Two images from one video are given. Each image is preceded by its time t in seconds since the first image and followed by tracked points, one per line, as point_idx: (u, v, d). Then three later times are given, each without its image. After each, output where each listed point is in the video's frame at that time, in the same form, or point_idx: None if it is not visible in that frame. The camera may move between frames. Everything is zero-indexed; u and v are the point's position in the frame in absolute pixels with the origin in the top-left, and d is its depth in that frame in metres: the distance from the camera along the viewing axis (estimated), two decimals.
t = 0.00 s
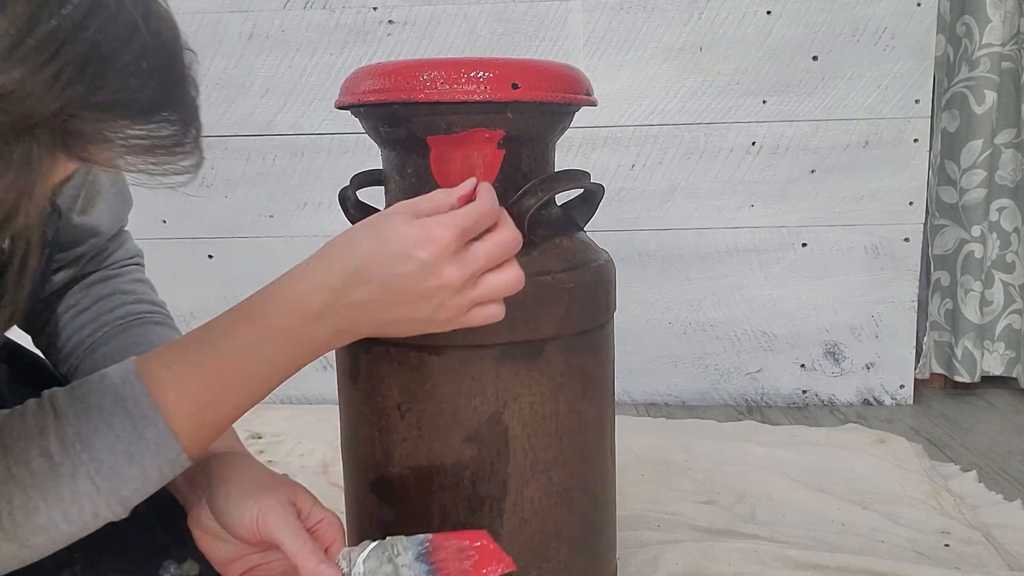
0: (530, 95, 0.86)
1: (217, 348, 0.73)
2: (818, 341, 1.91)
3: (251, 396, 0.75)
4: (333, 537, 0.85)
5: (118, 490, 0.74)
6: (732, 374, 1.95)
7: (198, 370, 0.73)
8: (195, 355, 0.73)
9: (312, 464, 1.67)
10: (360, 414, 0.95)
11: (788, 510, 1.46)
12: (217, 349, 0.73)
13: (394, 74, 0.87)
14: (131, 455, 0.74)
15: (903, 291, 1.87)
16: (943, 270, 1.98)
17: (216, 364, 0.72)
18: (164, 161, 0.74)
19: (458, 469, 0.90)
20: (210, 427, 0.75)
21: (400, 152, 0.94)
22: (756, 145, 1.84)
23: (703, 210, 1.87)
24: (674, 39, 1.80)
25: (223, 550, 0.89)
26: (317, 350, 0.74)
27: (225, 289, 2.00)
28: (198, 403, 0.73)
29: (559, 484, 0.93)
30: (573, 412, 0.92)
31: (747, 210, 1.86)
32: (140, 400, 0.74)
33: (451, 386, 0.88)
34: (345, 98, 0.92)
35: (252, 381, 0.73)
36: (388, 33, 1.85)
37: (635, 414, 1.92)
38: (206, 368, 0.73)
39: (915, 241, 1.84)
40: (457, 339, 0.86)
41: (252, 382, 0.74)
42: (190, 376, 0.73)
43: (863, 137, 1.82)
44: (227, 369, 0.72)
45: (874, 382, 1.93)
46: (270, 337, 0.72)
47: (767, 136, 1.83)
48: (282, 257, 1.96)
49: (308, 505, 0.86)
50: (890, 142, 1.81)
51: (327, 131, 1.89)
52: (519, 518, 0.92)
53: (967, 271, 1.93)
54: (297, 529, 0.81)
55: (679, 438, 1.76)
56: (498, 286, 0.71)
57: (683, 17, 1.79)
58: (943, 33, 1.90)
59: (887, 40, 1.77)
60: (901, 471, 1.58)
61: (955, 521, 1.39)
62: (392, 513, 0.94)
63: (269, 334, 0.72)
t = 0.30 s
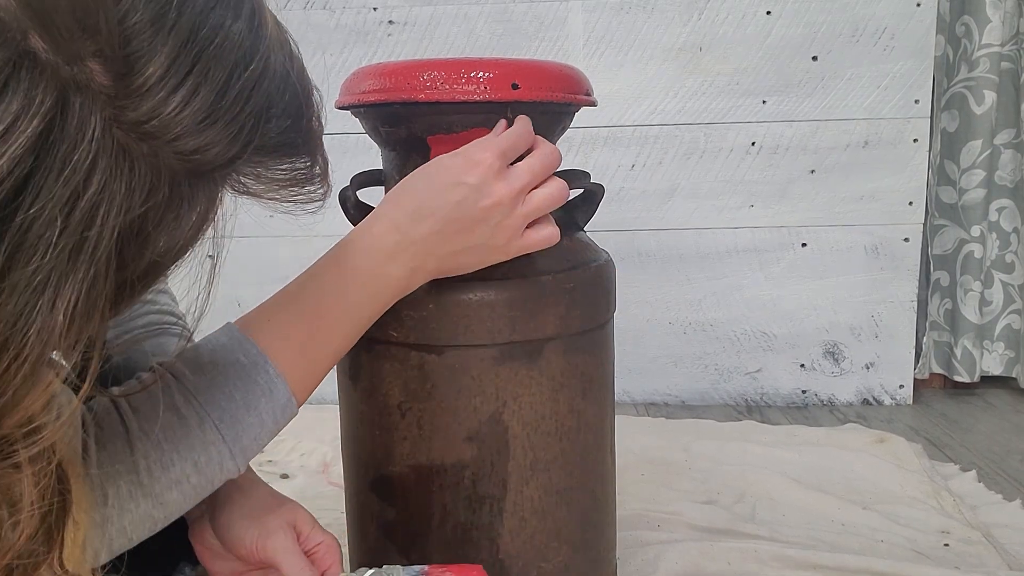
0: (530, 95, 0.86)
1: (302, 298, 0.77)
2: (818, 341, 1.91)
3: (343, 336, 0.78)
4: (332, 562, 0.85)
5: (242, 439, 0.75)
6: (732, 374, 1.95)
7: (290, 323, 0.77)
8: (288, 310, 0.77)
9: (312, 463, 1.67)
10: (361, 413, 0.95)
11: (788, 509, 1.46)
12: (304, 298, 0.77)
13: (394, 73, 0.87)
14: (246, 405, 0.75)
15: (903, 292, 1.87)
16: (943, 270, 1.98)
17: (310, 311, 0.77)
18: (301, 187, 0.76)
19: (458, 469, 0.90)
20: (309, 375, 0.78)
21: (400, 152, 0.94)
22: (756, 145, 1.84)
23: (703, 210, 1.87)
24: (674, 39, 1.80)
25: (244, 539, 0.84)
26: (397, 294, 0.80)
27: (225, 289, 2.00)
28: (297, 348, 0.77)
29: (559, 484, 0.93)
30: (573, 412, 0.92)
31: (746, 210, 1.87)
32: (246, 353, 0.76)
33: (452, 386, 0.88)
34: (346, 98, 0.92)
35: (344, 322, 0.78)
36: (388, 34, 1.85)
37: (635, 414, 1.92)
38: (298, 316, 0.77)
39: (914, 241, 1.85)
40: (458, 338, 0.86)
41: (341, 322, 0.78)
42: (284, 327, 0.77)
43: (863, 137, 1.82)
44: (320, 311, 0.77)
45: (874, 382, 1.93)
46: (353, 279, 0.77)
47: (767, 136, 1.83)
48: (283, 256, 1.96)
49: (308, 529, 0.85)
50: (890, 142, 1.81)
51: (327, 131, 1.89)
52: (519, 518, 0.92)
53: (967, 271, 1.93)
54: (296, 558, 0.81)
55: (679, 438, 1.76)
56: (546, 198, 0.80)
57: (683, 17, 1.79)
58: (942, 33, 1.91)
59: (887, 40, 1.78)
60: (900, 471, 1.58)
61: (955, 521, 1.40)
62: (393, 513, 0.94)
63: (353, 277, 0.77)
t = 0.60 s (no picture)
0: (529, 96, 0.87)
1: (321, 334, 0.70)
2: (817, 341, 1.92)
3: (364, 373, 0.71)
4: (337, 556, 0.87)
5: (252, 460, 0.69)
6: (731, 374, 1.96)
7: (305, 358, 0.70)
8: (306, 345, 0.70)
9: (313, 463, 1.68)
10: (361, 413, 0.96)
11: (787, 509, 1.47)
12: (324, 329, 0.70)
13: (395, 75, 0.88)
14: (262, 423, 0.69)
15: (901, 292, 1.88)
16: (941, 270, 1.99)
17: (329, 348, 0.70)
18: (301, 201, 0.75)
19: (458, 468, 0.91)
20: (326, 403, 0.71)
21: (400, 153, 0.95)
22: (755, 145, 1.85)
23: (702, 211, 1.88)
24: (673, 40, 1.81)
25: (256, 529, 0.85)
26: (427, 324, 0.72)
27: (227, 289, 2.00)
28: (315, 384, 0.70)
29: (559, 483, 0.94)
30: (573, 411, 0.93)
31: (746, 210, 1.87)
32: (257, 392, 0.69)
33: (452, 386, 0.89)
34: (347, 99, 0.93)
35: (362, 354, 0.70)
36: (389, 35, 1.86)
37: (635, 413, 1.93)
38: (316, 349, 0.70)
39: (913, 242, 1.85)
40: (458, 339, 0.87)
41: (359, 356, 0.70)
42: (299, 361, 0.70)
43: (861, 137, 1.83)
44: (339, 345, 0.70)
45: (873, 382, 1.94)
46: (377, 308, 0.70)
47: (766, 136, 1.84)
48: (283, 256, 1.97)
49: (315, 524, 0.88)
50: (888, 143, 1.82)
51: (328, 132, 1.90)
52: (519, 517, 0.93)
53: (965, 272, 1.94)
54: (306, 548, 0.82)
55: (678, 437, 1.77)
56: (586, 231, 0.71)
57: (682, 18, 1.80)
58: (940, 35, 1.91)
59: (885, 41, 1.78)
60: (899, 470, 1.59)
61: (953, 520, 1.40)
62: (393, 513, 0.95)
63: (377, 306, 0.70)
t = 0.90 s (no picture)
0: (530, 96, 0.87)
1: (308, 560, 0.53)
2: (816, 341, 1.93)
3: None
4: (323, 524, 0.86)
5: None
6: (731, 374, 1.96)
7: None
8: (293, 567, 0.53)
9: (313, 462, 1.68)
10: (361, 413, 0.96)
11: (786, 508, 1.47)
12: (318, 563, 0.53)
13: (395, 75, 0.88)
14: None
15: (901, 292, 1.89)
16: (940, 270, 1.99)
17: None
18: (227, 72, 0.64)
19: (458, 468, 0.91)
20: None
21: (400, 153, 0.95)
22: (754, 146, 1.85)
23: (702, 211, 1.88)
24: (673, 40, 1.81)
25: (240, 502, 0.85)
26: None
27: (227, 289, 2.01)
28: None
29: (559, 482, 0.94)
30: (573, 411, 0.94)
31: (746, 210, 1.88)
32: None
33: (452, 386, 0.89)
34: (347, 100, 0.93)
35: None
36: (389, 36, 1.86)
37: (634, 413, 1.93)
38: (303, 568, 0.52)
39: (912, 242, 1.86)
40: (458, 338, 0.88)
41: None
42: None
43: (861, 137, 1.83)
44: None
45: (872, 382, 1.94)
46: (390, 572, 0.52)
47: (766, 137, 1.84)
48: (283, 256, 1.98)
49: (301, 493, 0.86)
50: (887, 143, 1.83)
51: (328, 132, 1.91)
52: (519, 517, 0.93)
53: (964, 272, 1.94)
54: (291, 518, 0.82)
55: (678, 437, 1.77)
56: None
57: (682, 19, 1.80)
58: (940, 35, 1.92)
59: (884, 42, 1.79)
60: (899, 470, 1.59)
61: (952, 520, 1.41)
62: (394, 512, 0.95)
63: None
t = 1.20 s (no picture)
0: (529, 96, 0.87)
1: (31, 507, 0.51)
2: (816, 341, 1.93)
3: None
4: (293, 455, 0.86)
5: None
6: (731, 374, 1.96)
7: None
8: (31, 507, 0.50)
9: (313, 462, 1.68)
10: (361, 413, 0.96)
11: (786, 509, 1.47)
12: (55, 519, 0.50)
13: (395, 75, 0.88)
14: None
15: (901, 291, 1.89)
16: (940, 270, 1.99)
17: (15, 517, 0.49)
18: None
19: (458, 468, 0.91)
20: None
21: (400, 153, 0.95)
22: (754, 145, 1.85)
23: (702, 211, 1.88)
24: (673, 40, 1.81)
25: (226, 423, 0.85)
26: None
27: (227, 289, 2.00)
28: None
29: (558, 482, 0.94)
30: (572, 411, 0.94)
31: (746, 210, 1.88)
32: None
33: (452, 386, 0.89)
34: (347, 100, 0.93)
35: None
36: (389, 36, 1.86)
37: (634, 413, 1.93)
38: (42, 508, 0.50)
39: (912, 242, 1.86)
40: (457, 338, 0.88)
41: None
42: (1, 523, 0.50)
43: (861, 137, 1.83)
44: None
45: (872, 382, 1.94)
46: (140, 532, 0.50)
47: (766, 137, 1.84)
48: (283, 256, 1.98)
49: (273, 429, 0.87)
50: (887, 143, 1.83)
51: (328, 132, 1.91)
52: (519, 517, 0.93)
53: (964, 271, 1.94)
54: (265, 439, 0.81)
55: (677, 437, 1.77)
56: None
57: (682, 19, 1.80)
58: (940, 35, 1.92)
59: (884, 42, 1.79)
60: (898, 470, 1.59)
61: (952, 520, 1.41)
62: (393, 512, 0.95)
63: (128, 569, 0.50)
